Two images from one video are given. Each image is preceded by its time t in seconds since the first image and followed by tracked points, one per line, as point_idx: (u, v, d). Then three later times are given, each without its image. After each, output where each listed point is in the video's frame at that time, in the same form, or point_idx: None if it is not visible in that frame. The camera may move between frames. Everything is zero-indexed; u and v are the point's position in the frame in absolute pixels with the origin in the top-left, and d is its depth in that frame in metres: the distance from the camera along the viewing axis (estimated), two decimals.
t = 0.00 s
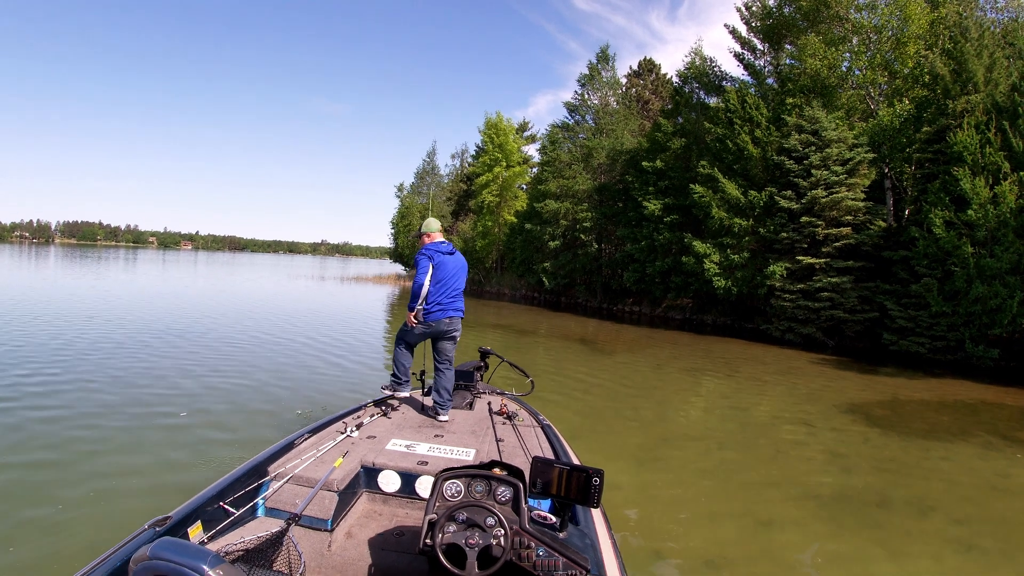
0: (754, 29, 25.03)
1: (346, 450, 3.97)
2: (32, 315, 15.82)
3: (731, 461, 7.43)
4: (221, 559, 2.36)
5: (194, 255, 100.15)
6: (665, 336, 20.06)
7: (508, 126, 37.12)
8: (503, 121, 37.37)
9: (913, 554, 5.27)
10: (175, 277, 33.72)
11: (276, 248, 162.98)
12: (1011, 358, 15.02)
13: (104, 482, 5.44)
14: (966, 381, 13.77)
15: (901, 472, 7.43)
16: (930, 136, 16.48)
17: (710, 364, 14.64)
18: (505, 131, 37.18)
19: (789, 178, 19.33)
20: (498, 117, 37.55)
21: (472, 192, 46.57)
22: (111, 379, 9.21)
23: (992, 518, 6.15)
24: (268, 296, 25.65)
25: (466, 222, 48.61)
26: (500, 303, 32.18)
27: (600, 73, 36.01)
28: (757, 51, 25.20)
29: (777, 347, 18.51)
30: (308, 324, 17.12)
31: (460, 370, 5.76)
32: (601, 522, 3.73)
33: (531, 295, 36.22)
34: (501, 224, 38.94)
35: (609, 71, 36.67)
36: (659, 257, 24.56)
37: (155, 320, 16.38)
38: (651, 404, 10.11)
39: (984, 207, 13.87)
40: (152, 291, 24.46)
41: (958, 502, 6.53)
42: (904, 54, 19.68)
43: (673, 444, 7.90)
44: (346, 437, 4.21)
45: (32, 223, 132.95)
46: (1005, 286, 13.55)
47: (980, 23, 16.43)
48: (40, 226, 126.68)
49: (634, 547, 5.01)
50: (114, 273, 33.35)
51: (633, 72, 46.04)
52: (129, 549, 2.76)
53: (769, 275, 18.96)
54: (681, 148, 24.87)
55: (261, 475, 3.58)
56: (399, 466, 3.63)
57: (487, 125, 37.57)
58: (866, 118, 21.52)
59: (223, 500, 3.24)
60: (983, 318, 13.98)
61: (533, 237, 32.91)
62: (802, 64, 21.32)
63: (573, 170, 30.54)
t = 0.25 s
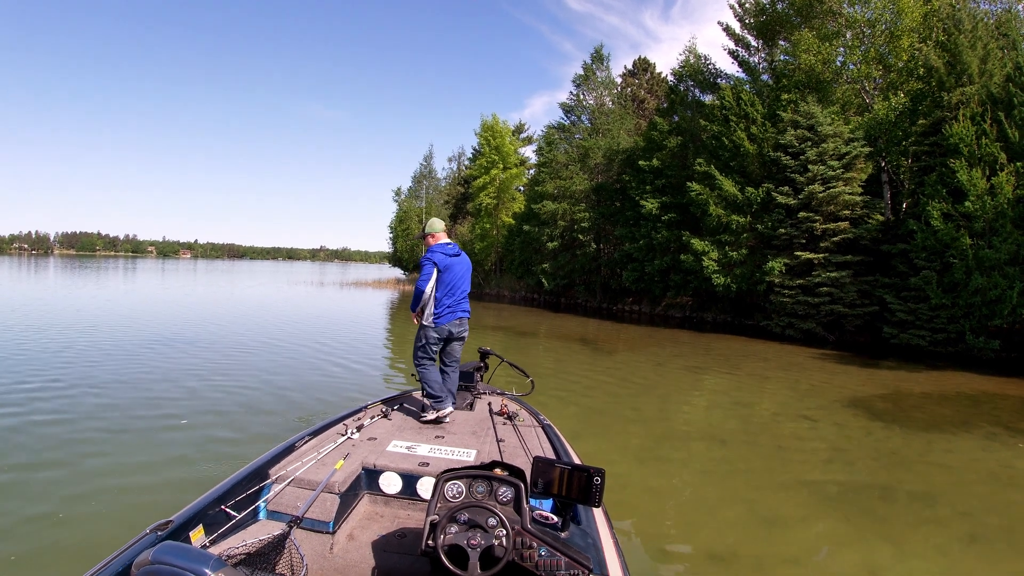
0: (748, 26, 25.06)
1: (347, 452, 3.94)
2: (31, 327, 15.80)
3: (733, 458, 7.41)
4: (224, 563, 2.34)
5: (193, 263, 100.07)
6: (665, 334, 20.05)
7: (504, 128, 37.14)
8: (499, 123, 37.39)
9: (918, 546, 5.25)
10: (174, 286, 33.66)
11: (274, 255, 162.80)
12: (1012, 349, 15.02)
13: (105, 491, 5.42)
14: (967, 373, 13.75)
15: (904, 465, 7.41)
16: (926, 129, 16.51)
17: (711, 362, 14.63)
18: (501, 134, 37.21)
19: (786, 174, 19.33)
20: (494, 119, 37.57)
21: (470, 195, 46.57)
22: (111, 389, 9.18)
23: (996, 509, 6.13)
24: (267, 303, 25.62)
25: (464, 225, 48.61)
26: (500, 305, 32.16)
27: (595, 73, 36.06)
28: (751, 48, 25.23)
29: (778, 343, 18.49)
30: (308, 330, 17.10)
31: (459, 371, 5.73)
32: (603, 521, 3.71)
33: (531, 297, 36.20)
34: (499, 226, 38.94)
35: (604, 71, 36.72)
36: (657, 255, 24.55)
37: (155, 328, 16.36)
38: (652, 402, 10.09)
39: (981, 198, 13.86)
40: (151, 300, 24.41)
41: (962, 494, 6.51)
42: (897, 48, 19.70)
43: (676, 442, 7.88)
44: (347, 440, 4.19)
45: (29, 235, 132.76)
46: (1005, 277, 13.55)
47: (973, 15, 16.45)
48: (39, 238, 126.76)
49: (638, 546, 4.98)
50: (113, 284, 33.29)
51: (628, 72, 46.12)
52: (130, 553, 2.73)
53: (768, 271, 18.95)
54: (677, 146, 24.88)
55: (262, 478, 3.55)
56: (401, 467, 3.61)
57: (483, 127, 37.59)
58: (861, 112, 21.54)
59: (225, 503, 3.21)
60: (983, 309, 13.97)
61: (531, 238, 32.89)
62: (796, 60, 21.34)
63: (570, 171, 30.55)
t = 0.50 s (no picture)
0: (747, 25, 25.08)
1: (350, 456, 3.94)
2: (30, 331, 15.78)
3: (735, 458, 7.41)
4: (229, 569, 2.33)
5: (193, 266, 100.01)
6: (665, 335, 20.04)
7: (503, 129, 37.16)
8: (498, 124, 37.41)
9: (921, 545, 5.24)
10: (173, 289, 33.63)
11: (274, 258, 162.86)
12: (1012, 347, 15.02)
13: (107, 495, 5.42)
14: (968, 371, 13.75)
15: (906, 463, 7.40)
16: (924, 127, 16.51)
17: (712, 362, 14.62)
18: (500, 135, 37.23)
19: (785, 173, 19.32)
20: (493, 121, 37.60)
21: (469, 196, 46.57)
22: (111, 392, 9.17)
23: (999, 507, 6.13)
24: (267, 306, 25.59)
25: (464, 227, 48.61)
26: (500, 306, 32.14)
27: (593, 74, 36.08)
28: (749, 48, 25.26)
29: (778, 342, 18.49)
30: (308, 333, 17.09)
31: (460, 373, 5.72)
32: (607, 521, 3.70)
33: (531, 298, 36.21)
34: (499, 228, 38.94)
35: (602, 72, 36.76)
36: (657, 256, 24.55)
37: (154, 332, 16.35)
38: (653, 402, 10.09)
39: (980, 197, 13.85)
40: (150, 303, 24.39)
41: (963, 492, 6.51)
42: (895, 46, 19.73)
43: (677, 443, 7.88)
44: (349, 444, 4.18)
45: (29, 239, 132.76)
46: (1004, 275, 13.56)
47: (971, 14, 16.46)
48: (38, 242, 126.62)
49: (639, 546, 4.98)
50: (113, 287, 33.28)
51: (627, 73, 46.20)
52: (135, 560, 2.73)
53: (768, 271, 18.95)
54: (676, 146, 24.89)
55: (265, 483, 3.55)
56: (403, 470, 3.62)
57: (482, 128, 37.60)
58: (860, 111, 21.55)
59: (229, 509, 3.20)
60: (983, 307, 13.97)
61: (531, 239, 32.90)
62: (794, 59, 21.35)
63: (569, 171, 30.56)
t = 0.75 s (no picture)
0: (749, 27, 25.09)
1: (352, 458, 3.96)
2: (31, 328, 15.79)
3: (735, 460, 7.42)
4: (233, 571, 2.35)
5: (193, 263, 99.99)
6: (665, 336, 20.06)
7: (505, 129, 37.17)
8: (499, 124, 37.41)
9: (920, 548, 5.26)
10: (173, 287, 33.65)
11: (274, 256, 162.82)
12: (1012, 350, 15.05)
13: (107, 494, 5.43)
14: (968, 374, 13.78)
15: (905, 466, 7.43)
16: (926, 130, 16.53)
17: (712, 363, 14.64)
18: (501, 135, 37.23)
19: (786, 175, 19.34)
20: (494, 120, 37.60)
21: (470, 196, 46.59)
22: (112, 390, 9.18)
23: (998, 511, 6.15)
24: (267, 304, 25.60)
25: (464, 226, 48.64)
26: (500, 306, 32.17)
27: (595, 74, 36.09)
28: (751, 49, 25.28)
29: (778, 344, 18.52)
30: (309, 331, 17.11)
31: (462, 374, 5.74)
32: (609, 522, 3.73)
33: (531, 298, 36.23)
34: (500, 227, 38.96)
35: (604, 73, 36.77)
36: (658, 256, 24.57)
37: (155, 329, 16.37)
38: (653, 404, 10.10)
39: (982, 200, 13.87)
40: (150, 301, 24.38)
41: (962, 496, 6.53)
42: (897, 49, 19.74)
43: (677, 444, 7.89)
44: (352, 446, 4.20)
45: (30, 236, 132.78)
46: (1005, 279, 13.59)
47: (973, 17, 16.46)
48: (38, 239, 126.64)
49: (639, 547, 5.00)
50: (113, 284, 33.26)
51: (628, 73, 46.23)
52: (138, 563, 2.74)
53: (768, 273, 18.98)
54: (677, 147, 24.90)
55: (268, 485, 3.56)
56: (406, 472, 3.64)
57: (484, 128, 37.60)
58: (861, 113, 21.57)
59: (231, 512, 3.22)
60: (984, 310, 14.00)
61: (531, 239, 32.93)
62: (796, 61, 21.36)
63: (570, 172, 30.58)
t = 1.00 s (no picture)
0: (750, 27, 25.08)
1: (352, 458, 3.96)
2: (29, 324, 15.77)
3: (733, 460, 7.43)
4: (231, 570, 2.35)
5: (192, 261, 99.84)
6: (665, 336, 20.06)
7: (505, 128, 37.16)
8: (500, 123, 37.38)
9: (917, 550, 5.27)
10: (173, 284, 33.62)
11: (274, 254, 162.73)
12: (1011, 352, 15.06)
13: (106, 491, 5.42)
14: (967, 376, 13.79)
15: (904, 468, 7.43)
16: (926, 132, 16.54)
17: (711, 363, 14.64)
18: (502, 134, 37.21)
19: (787, 175, 19.34)
20: (495, 119, 37.58)
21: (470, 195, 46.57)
22: (110, 388, 9.17)
23: (996, 513, 6.16)
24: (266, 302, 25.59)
25: (464, 225, 48.62)
26: (500, 305, 32.17)
27: (596, 74, 36.07)
28: (752, 50, 25.28)
29: (777, 344, 18.52)
30: (308, 329, 17.11)
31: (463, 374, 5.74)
32: (608, 523, 3.73)
33: (530, 297, 36.23)
34: (500, 226, 38.94)
35: (605, 72, 36.74)
36: (657, 256, 24.56)
37: (154, 327, 16.35)
38: (652, 404, 10.10)
39: (981, 202, 13.88)
40: (149, 298, 24.36)
41: (960, 497, 6.54)
42: (898, 50, 19.73)
43: (676, 445, 7.89)
44: (351, 445, 4.20)
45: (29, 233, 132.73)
46: (1004, 280, 13.60)
47: (974, 18, 16.45)
48: (39, 236, 126.52)
49: (638, 547, 5.00)
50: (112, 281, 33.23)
51: (629, 73, 46.21)
52: (138, 561, 2.74)
53: (768, 273, 18.99)
54: (677, 147, 24.90)
55: (267, 484, 3.56)
56: (406, 472, 3.64)
57: (484, 127, 37.56)
58: (862, 114, 21.55)
59: (231, 511, 3.22)
60: (983, 312, 14.01)
61: (531, 238, 32.93)
62: (797, 61, 21.35)
63: (570, 171, 30.56)
